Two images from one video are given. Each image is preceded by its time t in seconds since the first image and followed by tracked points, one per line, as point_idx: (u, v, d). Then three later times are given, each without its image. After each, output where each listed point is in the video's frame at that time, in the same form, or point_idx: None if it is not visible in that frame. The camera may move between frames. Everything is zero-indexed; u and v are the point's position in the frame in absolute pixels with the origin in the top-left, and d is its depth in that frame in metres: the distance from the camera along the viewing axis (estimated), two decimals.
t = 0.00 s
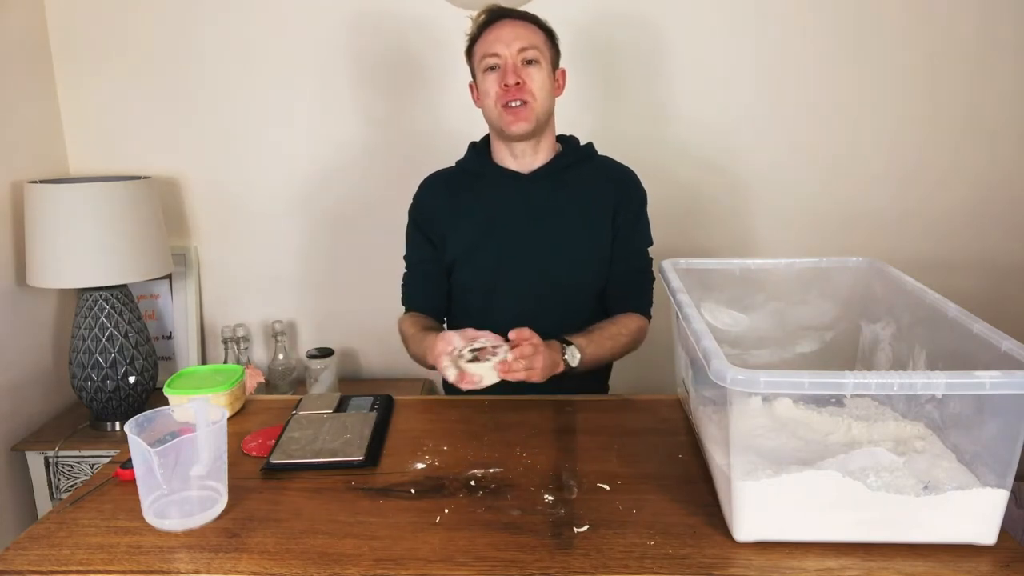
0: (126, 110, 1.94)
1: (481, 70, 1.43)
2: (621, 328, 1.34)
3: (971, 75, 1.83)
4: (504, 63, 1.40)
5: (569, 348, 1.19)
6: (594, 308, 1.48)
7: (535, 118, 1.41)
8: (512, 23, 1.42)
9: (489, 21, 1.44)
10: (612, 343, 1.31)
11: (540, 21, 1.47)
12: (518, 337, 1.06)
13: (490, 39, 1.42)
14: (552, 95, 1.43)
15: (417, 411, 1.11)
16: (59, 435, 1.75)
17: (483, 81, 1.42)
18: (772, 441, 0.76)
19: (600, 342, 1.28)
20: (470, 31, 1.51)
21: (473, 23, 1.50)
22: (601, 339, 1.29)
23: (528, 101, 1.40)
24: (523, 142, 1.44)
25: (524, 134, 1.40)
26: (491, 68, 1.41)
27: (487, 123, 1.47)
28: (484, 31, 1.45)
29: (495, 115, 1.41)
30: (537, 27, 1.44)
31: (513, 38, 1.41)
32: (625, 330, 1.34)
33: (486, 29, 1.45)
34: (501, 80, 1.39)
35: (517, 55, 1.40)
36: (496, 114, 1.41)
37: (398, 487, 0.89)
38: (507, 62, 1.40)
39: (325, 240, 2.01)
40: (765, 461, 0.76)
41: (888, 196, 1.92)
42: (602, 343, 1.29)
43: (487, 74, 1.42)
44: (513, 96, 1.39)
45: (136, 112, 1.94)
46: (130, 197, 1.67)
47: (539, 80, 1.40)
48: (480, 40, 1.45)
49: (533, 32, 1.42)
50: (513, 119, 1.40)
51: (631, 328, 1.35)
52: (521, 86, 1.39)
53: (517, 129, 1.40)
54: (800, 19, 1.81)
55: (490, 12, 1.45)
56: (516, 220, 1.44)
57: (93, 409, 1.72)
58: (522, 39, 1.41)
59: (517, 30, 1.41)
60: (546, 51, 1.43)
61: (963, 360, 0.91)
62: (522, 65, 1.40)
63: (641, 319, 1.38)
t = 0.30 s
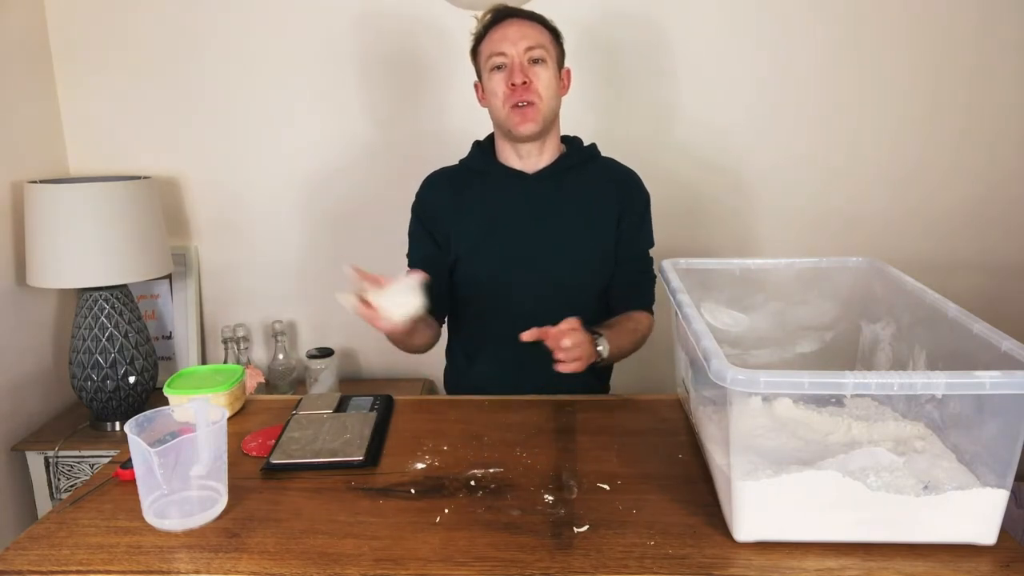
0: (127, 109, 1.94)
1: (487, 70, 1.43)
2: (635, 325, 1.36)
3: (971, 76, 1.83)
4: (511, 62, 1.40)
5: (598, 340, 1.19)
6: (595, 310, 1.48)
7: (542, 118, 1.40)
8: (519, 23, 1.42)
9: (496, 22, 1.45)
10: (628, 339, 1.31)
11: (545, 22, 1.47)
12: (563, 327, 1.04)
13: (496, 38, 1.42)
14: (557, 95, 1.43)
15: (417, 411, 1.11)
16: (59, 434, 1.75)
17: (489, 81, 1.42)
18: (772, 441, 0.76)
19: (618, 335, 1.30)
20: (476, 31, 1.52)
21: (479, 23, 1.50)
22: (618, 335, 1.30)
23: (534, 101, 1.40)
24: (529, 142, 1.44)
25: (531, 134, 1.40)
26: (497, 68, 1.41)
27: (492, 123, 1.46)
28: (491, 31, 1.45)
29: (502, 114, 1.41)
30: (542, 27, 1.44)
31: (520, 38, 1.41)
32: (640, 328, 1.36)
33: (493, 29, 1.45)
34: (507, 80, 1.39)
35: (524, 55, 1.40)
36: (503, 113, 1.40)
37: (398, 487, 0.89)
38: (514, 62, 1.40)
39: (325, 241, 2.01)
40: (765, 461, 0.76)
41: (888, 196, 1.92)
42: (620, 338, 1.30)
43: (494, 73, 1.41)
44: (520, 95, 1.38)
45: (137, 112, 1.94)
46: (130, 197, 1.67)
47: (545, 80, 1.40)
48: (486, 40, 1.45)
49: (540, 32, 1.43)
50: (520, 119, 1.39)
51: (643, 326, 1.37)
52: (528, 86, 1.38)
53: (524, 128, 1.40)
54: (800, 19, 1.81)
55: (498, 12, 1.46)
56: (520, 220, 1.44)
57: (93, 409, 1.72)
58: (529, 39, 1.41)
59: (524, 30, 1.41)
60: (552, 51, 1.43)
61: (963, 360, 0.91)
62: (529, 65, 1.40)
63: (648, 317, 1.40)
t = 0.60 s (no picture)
0: (127, 110, 1.94)
1: (499, 68, 1.41)
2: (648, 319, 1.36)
3: (971, 76, 1.83)
4: (524, 62, 1.40)
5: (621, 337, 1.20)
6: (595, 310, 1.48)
7: (551, 121, 1.40)
8: (534, 25, 1.42)
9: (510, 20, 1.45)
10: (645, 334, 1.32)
11: (558, 24, 1.47)
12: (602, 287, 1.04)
13: (510, 37, 1.42)
14: (566, 98, 1.43)
15: (417, 411, 1.11)
16: (59, 434, 1.75)
17: (500, 80, 1.41)
18: (771, 441, 0.76)
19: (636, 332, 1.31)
20: (488, 27, 1.51)
21: (492, 20, 1.50)
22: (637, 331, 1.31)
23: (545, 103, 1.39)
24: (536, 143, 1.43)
25: (540, 135, 1.39)
26: (510, 67, 1.40)
27: (500, 121, 1.45)
28: (505, 28, 1.45)
29: (511, 113, 1.40)
30: (555, 30, 1.44)
31: (534, 38, 1.40)
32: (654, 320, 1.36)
33: (506, 27, 1.45)
34: (519, 80, 1.38)
35: (536, 56, 1.40)
36: (512, 113, 1.39)
37: (398, 487, 0.89)
38: (527, 62, 1.40)
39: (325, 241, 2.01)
40: (765, 461, 0.76)
41: (888, 196, 1.92)
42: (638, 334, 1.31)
43: (506, 72, 1.40)
44: (531, 96, 1.38)
45: (137, 112, 1.94)
46: (130, 197, 1.67)
47: (556, 83, 1.39)
48: (499, 37, 1.44)
49: (553, 35, 1.43)
50: (529, 120, 1.39)
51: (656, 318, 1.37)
52: (539, 87, 1.38)
53: (533, 130, 1.39)
54: (800, 19, 1.81)
55: (515, 11, 1.45)
56: (523, 220, 1.44)
57: (93, 409, 1.72)
58: (543, 41, 1.41)
59: (538, 32, 1.41)
60: (563, 54, 1.43)
61: (963, 360, 0.91)
62: (542, 67, 1.40)
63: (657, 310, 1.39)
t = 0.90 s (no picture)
0: (127, 109, 1.94)
1: (502, 67, 1.41)
2: (635, 332, 1.36)
3: (971, 76, 1.83)
4: (527, 62, 1.40)
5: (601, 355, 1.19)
6: (594, 311, 1.48)
7: (551, 122, 1.40)
8: (541, 26, 1.42)
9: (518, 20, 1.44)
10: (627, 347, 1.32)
11: (564, 27, 1.47)
12: (564, 346, 1.06)
13: (516, 37, 1.41)
14: (567, 101, 1.43)
15: (417, 411, 1.11)
16: (59, 435, 1.75)
17: (502, 78, 1.41)
18: (771, 441, 0.76)
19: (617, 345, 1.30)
20: (495, 25, 1.51)
21: (499, 19, 1.50)
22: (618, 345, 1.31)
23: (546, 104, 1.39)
24: (534, 143, 1.43)
25: (538, 136, 1.39)
26: (512, 66, 1.40)
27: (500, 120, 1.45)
28: (512, 27, 1.44)
29: (511, 112, 1.40)
30: (561, 33, 1.44)
31: (539, 40, 1.40)
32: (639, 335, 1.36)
33: (513, 27, 1.44)
34: (522, 80, 1.38)
35: (541, 57, 1.40)
36: (512, 112, 1.39)
37: (398, 487, 0.89)
38: (530, 63, 1.39)
39: (325, 240, 2.01)
40: (765, 461, 0.76)
41: (888, 196, 1.92)
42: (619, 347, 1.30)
43: (509, 71, 1.40)
44: (532, 96, 1.38)
45: (137, 112, 1.94)
46: (130, 197, 1.67)
47: (558, 85, 1.39)
48: (505, 36, 1.44)
49: (558, 37, 1.42)
50: (529, 119, 1.38)
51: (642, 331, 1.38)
52: (541, 88, 1.38)
53: (532, 130, 1.39)
54: (800, 19, 1.81)
55: (524, 11, 1.45)
56: (522, 220, 1.44)
57: (93, 409, 1.72)
58: (548, 43, 1.40)
59: (544, 34, 1.41)
60: (567, 58, 1.43)
61: (963, 360, 0.91)
62: (545, 68, 1.40)
63: (645, 324, 1.40)
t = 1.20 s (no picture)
0: (127, 110, 1.94)
1: (501, 64, 1.41)
2: (624, 332, 1.35)
3: (971, 76, 1.83)
4: (526, 60, 1.40)
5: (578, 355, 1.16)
6: (593, 311, 1.48)
7: (550, 120, 1.40)
8: (540, 24, 1.42)
9: (517, 19, 1.45)
10: (612, 348, 1.31)
11: (564, 26, 1.47)
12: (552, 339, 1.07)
13: (515, 35, 1.41)
14: (567, 99, 1.43)
15: (417, 411, 1.11)
16: (59, 435, 1.75)
17: (501, 75, 1.41)
18: (772, 441, 0.76)
19: (601, 345, 1.29)
20: (494, 24, 1.51)
21: (498, 18, 1.50)
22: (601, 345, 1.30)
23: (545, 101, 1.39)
24: (533, 141, 1.43)
25: (537, 133, 1.39)
26: (512, 64, 1.40)
27: (499, 118, 1.45)
28: (511, 25, 1.45)
29: (510, 110, 1.40)
30: (560, 31, 1.44)
31: (539, 37, 1.40)
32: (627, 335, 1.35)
33: (512, 25, 1.44)
34: (520, 77, 1.38)
35: (540, 54, 1.40)
36: (511, 109, 1.39)
37: (399, 487, 0.89)
38: (530, 60, 1.40)
39: (325, 240, 2.01)
40: (765, 461, 0.76)
41: (888, 196, 1.92)
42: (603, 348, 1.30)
43: (508, 69, 1.40)
44: (531, 93, 1.38)
45: (137, 112, 1.94)
46: (131, 197, 1.67)
47: (557, 83, 1.39)
48: (505, 35, 1.44)
49: (558, 35, 1.42)
50: (528, 116, 1.39)
51: (631, 332, 1.36)
52: (540, 85, 1.38)
53: (531, 127, 1.39)
54: (800, 19, 1.81)
55: (522, 10, 1.46)
56: (522, 219, 1.44)
57: (93, 409, 1.72)
58: (548, 40, 1.40)
59: (544, 31, 1.41)
60: (566, 55, 1.43)
61: (963, 360, 0.91)
62: (544, 66, 1.40)
63: (638, 324, 1.39)
